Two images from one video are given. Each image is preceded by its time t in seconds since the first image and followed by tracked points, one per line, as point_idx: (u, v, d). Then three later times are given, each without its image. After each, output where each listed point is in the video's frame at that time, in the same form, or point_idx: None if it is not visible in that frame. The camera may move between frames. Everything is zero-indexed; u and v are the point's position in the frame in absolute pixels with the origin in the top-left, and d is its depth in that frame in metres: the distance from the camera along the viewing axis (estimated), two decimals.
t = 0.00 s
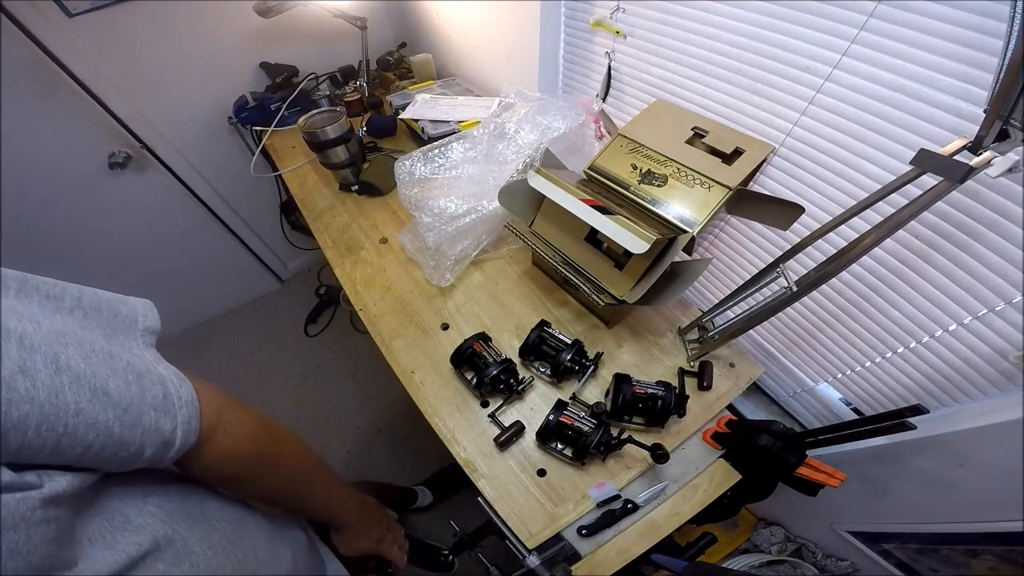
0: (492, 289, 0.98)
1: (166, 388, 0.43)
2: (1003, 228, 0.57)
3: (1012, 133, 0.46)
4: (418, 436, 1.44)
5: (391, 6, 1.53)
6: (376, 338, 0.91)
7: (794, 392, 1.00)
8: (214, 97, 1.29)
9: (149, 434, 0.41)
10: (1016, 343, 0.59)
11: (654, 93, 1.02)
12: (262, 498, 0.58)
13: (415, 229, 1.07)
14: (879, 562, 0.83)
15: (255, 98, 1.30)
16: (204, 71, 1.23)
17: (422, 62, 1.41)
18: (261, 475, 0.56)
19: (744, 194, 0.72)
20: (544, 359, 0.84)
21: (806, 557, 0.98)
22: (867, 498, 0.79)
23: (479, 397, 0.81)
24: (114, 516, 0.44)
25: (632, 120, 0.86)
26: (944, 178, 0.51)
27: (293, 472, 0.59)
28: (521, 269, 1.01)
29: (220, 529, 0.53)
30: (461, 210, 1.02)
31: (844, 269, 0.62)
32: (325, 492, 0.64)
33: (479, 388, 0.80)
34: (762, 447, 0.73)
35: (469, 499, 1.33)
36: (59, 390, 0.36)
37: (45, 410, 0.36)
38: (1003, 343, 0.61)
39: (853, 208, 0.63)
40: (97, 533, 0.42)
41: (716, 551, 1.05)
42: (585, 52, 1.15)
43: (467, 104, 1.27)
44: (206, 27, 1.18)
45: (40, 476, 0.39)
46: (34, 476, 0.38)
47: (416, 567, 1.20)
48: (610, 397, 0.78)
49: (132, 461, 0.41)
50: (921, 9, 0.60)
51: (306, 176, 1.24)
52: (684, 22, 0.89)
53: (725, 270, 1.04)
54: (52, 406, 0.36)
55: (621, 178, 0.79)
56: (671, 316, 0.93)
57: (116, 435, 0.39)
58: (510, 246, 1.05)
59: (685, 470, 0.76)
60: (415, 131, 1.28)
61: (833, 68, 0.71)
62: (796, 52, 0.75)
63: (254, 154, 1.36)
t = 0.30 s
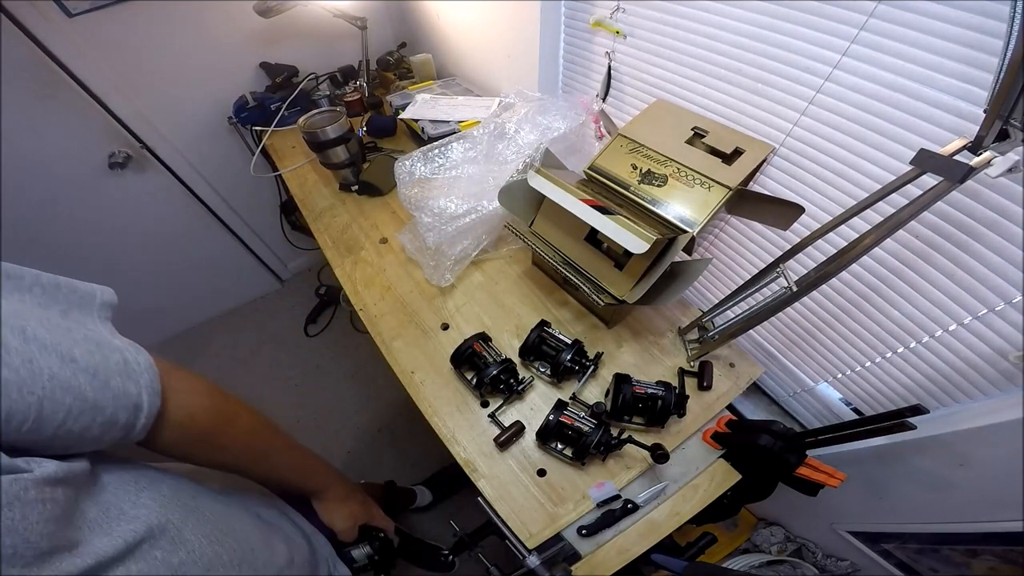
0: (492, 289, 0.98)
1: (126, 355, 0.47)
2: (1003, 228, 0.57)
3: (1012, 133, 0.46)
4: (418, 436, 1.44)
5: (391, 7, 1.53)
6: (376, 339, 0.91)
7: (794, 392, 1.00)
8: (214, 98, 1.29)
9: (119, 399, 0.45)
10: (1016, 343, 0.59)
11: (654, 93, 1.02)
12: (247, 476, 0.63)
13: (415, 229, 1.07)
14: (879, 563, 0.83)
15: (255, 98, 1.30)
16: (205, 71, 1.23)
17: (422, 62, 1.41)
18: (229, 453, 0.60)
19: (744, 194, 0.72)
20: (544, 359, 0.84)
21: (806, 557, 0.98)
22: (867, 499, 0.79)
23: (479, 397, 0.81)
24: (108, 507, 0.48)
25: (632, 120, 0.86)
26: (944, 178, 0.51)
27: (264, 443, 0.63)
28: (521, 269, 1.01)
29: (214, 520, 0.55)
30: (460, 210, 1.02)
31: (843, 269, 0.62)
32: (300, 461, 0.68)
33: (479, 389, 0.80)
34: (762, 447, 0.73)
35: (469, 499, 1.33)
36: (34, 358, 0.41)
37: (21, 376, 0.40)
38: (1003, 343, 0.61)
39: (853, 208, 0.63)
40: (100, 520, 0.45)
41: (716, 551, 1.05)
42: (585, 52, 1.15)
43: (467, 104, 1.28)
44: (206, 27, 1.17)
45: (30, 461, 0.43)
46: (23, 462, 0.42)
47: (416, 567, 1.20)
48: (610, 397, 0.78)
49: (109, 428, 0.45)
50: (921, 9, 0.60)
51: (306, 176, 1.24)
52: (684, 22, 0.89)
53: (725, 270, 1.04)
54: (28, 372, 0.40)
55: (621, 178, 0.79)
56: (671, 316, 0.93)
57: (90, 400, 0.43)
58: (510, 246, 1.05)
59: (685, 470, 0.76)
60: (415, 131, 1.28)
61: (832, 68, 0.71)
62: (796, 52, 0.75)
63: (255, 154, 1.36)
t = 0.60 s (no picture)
0: (492, 289, 0.98)
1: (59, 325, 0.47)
2: (1003, 227, 0.57)
3: (1012, 133, 0.46)
4: (418, 436, 1.44)
5: (391, 7, 1.53)
6: (376, 339, 0.91)
7: (794, 392, 1.00)
8: (213, 98, 1.29)
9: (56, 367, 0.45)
10: (1016, 343, 0.59)
11: (654, 93, 1.02)
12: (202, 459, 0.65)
13: (415, 229, 1.07)
14: (879, 563, 0.83)
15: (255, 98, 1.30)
16: (205, 71, 1.23)
17: (422, 62, 1.41)
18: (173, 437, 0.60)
19: (745, 194, 0.72)
20: (544, 359, 0.84)
21: (806, 557, 0.98)
22: (867, 499, 0.79)
23: (479, 397, 0.81)
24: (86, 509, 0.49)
25: (632, 120, 0.86)
26: (944, 178, 0.51)
27: (209, 431, 0.62)
28: (521, 269, 1.01)
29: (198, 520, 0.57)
30: (460, 210, 1.02)
31: (844, 269, 0.62)
32: (255, 448, 0.67)
33: (479, 389, 0.80)
34: (762, 447, 0.73)
35: (469, 499, 1.33)
36: None
37: None
38: (1003, 343, 0.61)
39: (853, 208, 0.63)
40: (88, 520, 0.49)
41: (716, 551, 1.05)
42: (585, 52, 1.15)
43: (467, 104, 1.28)
44: (206, 27, 1.17)
45: None
46: None
47: (416, 567, 1.21)
48: (610, 397, 0.78)
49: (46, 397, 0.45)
50: (921, 9, 0.60)
51: (306, 176, 1.25)
52: (684, 22, 0.89)
53: (725, 270, 1.04)
54: None
55: (621, 178, 0.79)
56: (671, 316, 0.93)
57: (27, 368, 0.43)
58: (510, 246, 1.05)
59: (685, 470, 0.76)
60: (415, 131, 1.28)
61: (833, 68, 0.71)
62: (796, 52, 0.75)
63: (254, 153, 1.36)
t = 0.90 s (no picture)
0: (492, 289, 0.98)
1: None
2: (1003, 227, 0.57)
3: (1012, 133, 0.46)
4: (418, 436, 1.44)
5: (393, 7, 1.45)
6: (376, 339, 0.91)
7: (794, 392, 1.00)
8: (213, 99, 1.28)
9: None
10: (1015, 343, 0.59)
11: (654, 93, 1.02)
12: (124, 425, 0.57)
13: (415, 229, 1.07)
14: (879, 563, 0.83)
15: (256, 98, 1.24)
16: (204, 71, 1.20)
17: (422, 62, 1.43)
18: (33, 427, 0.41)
19: (745, 194, 0.72)
20: (544, 359, 0.84)
21: (806, 557, 0.98)
22: (867, 499, 0.79)
23: (479, 397, 0.81)
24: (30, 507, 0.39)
25: (632, 120, 0.86)
26: (945, 178, 0.51)
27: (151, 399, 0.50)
28: (521, 269, 1.01)
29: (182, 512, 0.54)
30: (461, 210, 1.02)
31: (843, 269, 0.62)
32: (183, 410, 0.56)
33: (480, 389, 0.80)
34: (762, 447, 0.73)
35: (469, 499, 1.33)
36: None
37: None
38: (1003, 343, 0.61)
39: (853, 208, 0.63)
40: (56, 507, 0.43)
41: (716, 551, 1.05)
42: (585, 52, 1.15)
43: (467, 104, 1.28)
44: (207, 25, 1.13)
45: None
46: None
47: (416, 567, 1.21)
48: (610, 398, 0.78)
49: None
50: (921, 9, 0.60)
51: (306, 176, 1.25)
52: (684, 22, 0.89)
53: (725, 270, 1.04)
54: None
55: (621, 178, 0.79)
56: (671, 316, 0.93)
57: None
58: (509, 246, 1.05)
59: (685, 470, 0.76)
60: (415, 131, 1.28)
61: (832, 68, 0.71)
62: (796, 52, 0.75)
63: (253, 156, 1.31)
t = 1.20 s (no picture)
0: (492, 289, 0.98)
1: None
2: (1003, 228, 0.57)
3: (1012, 133, 0.46)
4: (418, 437, 1.44)
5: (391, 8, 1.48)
6: (376, 339, 0.91)
7: (794, 392, 1.00)
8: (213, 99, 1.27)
9: None
10: (1016, 343, 0.59)
11: (654, 93, 1.02)
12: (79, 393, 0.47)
13: (415, 229, 1.07)
14: (879, 563, 0.83)
15: (255, 98, 1.21)
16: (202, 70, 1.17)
17: (422, 62, 1.43)
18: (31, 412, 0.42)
19: (745, 194, 0.72)
20: (544, 359, 0.84)
21: (806, 557, 0.98)
22: (867, 499, 0.79)
23: (479, 397, 0.81)
24: None
25: (632, 120, 0.86)
26: (944, 178, 0.51)
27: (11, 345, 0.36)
28: (522, 269, 1.02)
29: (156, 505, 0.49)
30: (460, 210, 1.02)
31: (843, 269, 0.62)
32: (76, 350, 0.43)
33: (480, 389, 0.80)
34: (762, 447, 0.72)
35: (469, 499, 1.33)
36: None
37: None
38: (1003, 343, 0.61)
39: (854, 208, 0.63)
40: None
41: (716, 551, 1.05)
42: (585, 52, 1.15)
43: (467, 104, 1.28)
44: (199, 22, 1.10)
45: None
46: None
47: (416, 567, 1.20)
48: (610, 397, 0.78)
49: None
50: (921, 9, 0.60)
51: (306, 176, 1.25)
52: (684, 21, 0.89)
53: (725, 270, 1.04)
54: None
55: (621, 178, 0.79)
56: (671, 316, 0.93)
57: None
58: (510, 246, 1.05)
59: (685, 470, 0.76)
60: (415, 131, 1.28)
61: (833, 68, 0.71)
62: (796, 52, 0.75)
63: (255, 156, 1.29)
